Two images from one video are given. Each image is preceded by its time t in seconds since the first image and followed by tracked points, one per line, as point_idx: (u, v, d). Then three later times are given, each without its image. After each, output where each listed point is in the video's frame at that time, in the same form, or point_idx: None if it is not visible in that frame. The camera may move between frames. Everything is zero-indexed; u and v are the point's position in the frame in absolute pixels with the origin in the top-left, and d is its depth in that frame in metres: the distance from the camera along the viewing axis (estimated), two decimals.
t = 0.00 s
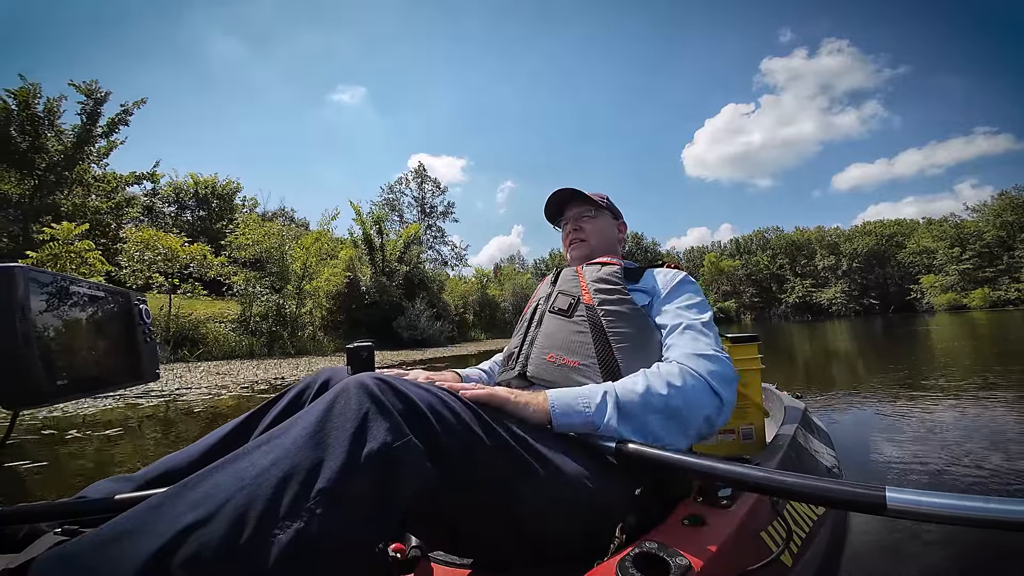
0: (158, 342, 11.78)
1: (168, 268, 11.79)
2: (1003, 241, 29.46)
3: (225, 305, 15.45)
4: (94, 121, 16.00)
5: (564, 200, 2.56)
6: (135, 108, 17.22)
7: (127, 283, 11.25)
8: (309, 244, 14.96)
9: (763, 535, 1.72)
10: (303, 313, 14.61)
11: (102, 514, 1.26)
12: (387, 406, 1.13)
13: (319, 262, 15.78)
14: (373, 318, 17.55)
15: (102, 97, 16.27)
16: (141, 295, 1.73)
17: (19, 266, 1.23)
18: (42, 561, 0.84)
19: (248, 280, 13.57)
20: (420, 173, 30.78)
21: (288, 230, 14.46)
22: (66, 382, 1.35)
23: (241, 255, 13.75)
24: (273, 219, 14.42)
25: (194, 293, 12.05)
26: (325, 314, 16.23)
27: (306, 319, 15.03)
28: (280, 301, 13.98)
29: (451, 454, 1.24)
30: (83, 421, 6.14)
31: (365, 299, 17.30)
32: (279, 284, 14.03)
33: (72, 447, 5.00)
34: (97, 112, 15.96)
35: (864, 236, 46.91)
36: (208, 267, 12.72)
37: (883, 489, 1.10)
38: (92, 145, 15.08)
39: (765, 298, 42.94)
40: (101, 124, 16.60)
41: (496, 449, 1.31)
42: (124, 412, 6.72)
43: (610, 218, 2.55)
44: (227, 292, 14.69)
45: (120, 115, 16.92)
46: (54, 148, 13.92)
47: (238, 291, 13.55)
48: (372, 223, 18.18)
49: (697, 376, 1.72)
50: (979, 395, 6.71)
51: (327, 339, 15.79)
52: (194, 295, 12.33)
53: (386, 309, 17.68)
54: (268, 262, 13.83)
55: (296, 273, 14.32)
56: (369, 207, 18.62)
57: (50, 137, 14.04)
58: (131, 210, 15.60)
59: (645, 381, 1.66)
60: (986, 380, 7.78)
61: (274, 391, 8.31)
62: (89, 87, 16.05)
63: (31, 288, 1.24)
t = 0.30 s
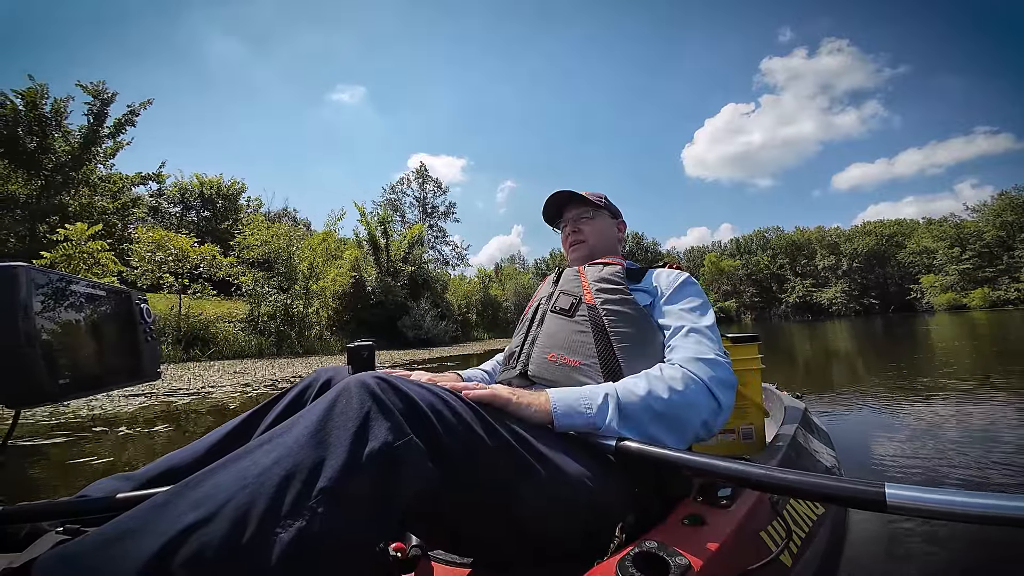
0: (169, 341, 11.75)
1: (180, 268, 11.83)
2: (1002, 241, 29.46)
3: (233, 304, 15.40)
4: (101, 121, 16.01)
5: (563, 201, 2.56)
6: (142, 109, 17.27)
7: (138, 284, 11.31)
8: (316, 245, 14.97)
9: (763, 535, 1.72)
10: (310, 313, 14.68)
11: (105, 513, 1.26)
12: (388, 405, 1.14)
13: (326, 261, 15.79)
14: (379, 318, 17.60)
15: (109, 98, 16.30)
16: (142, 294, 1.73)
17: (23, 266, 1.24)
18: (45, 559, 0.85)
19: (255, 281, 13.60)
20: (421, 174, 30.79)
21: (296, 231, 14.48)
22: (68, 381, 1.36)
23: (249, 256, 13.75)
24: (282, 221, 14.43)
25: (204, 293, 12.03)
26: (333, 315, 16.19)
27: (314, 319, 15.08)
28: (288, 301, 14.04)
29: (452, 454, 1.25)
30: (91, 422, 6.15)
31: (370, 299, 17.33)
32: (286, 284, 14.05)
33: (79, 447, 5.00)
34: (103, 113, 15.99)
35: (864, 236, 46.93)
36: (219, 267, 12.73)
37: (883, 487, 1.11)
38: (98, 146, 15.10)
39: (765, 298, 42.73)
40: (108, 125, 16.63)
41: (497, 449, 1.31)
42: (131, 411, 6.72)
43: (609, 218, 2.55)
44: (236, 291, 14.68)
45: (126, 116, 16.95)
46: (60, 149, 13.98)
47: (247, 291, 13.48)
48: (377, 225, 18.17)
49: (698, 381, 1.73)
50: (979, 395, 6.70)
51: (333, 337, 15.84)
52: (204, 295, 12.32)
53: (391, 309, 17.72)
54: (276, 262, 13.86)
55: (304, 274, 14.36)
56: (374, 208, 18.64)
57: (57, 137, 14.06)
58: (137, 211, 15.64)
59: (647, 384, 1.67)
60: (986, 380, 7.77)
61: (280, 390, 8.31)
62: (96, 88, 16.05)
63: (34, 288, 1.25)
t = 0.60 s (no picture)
0: (180, 340, 11.75)
1: (189, 269, 11.88)
2: (1002, 241, 29.43)
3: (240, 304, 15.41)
4: (107, 122, 16.00)
5: (560, 204, 2.56)
6: (148, 110, 17.27)
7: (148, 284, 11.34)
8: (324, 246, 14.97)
9: (764, 536, 1.72)
10: (317, 313, 14.72)
11: (107, 514, 1.27)
12: (388, 405, 1.14)
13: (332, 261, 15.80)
14: (385, 317, 17.63)
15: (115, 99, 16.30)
16: (142, 295, 1.73)
17: (24, 267, 1.24)
18: (47, 560, 0.85)
19: (262, 281, 13.61)
20: (423, 174, 30.78)
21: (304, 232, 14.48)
22: (69, 382, 1.36)
23: (257, 256, 13.76)
24: (291, 223, 14.41)
25: (214, 293, 11.99)
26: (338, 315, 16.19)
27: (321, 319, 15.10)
28: (296, 301, 14.06)
29: (453, 455, 1.25)
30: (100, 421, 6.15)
31: (375, 299, 17.36)
32: (294, 284, 14.07)
33: (87, 446, 5.01)
34: (109, 113, 16.00)
35: (864, 236, 46.94)
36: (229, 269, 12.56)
37: (883, 487, 1.11)
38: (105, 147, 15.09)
39: (765, 298, 42.71)
40: (115, 126, 16.63)
41: (498, 450, 1.31)
42: (136, 411, 6.72)
43: (607, 219, 2.55)
44: (244, 292, 14.67)
45: (132, 117, 16.93)
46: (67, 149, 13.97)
47: (255, 291, 13.51)
48: (382, 225, 18.19)
49: (697, 381, 1.73)
50: (980, 395, 6.69)
51: (339, 336, 15.85)
52: (214, 295, 12.28)
53: (396, 309, 17.74)
54: (284, 262, 13.88)
55: (311, 275, 14.37)
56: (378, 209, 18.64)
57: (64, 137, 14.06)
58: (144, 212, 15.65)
59: (647, 384, 1.67)
60: (986, 380, 7.74)
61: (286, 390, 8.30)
62: (102, 89, 16.03)
63: (35, 288, 1.25)
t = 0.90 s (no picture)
0: (192, 341, 11.67)
1: (199, 269, 11.94)
2: (1002, 241, 29.45)
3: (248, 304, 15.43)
4: (114, 123, 16.01)
5: (560, 205, 2.56)
6: (154, 110, 17.29)
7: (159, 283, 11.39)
8: (331, 246, 14.98)
9: (767, 536, 1.72)
10: (324, 313, 14.73)
11: (108, 515, 1.27)
12: (389, 407, 1.14)
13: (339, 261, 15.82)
14: (390, 317, 17.65)
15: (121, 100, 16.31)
16: (142, 296, 1.73)
17: (24, 269, 1.24)
18: (49, 562, 0.85)
19: (269, 281, 13.64)
20: (424, 174, 30.76)
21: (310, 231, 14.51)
22: (70, 385, 1.36)
23: (265, 256, 13.78)
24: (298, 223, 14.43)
25: (224, 293, 12.00)
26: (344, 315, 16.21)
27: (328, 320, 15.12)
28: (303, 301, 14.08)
29: (453, 456, 1.24)
30: (109, 421, 6.15)
31: (381, 299, 17.38)
32: (301, 284, 14.09)
33: (97, 446, 4.99)
34: (115, 113, 16.00)
35: (865, 236, 46.91)
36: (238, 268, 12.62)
37: (886, 487, 1.10)
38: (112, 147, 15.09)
39: (765, 298, 42.68)
40: (122, 127, 16.64)
41: (499, 451, 1.31)
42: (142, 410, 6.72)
43: (607, 220, 2.55)
44: (252, 293, 14.68)
45: (139, 118, 16.94)
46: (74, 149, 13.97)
47: (263, 291, 13.56)
48: (387, 226, 18.18)
49: (698, 381, 1.73)
50: (981, 395, 6.66)
51: (344, 335, 15.84)
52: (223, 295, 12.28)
53: (402, 308, 17.77)
54: (293, 263, 13.92)
55: (319, 275, 14.41)
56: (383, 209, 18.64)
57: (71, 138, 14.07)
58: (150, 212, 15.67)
59: (648, 385, 1.67)
60: (988, 380, 7.71)
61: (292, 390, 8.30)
62: (109, 89, 16.02)
63: (37, 289, 1.25)
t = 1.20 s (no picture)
0: (201, 341, 11.63)
1: (207, 269, 11.98)
2: (1002, 241, 29.52)
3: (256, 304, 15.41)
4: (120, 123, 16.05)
5: (560, 205, 2.56)
6: (160, 111, 17.31)
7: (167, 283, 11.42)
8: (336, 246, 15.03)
9: (767, 536, 1.72)
10: (329, 312, 14.74)
11: (108, 514, 1.27)
12: (389, 406, 1.13)
13: (344, 261, 15.85)
14: (394, 317, 17.66)
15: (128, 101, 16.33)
16: (144, 296, 1.73)
17: (24, 268, 1.24)
18: (49, 560, 0.85)
19: (276, 281, 13.65)
20: (426, 174, 30.76)
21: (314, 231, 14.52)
22: (70, 384, 1.36)
23: (271, 256, 13.77)
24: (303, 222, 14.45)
25: (232, 293, 12.02)
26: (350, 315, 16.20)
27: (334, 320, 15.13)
28: (309, 301, 14.09)
29: (453, 456, 1.24)
30: (111, 420, 6.11)
31: (385, 299, 17.39)
32: (307, 284, 14.10)
33: (99, 446, 4.97)
34: (122, 113, 16.02)
35: (865, 236, 46.91)
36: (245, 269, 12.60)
37: (888, 485, 1.10)
38: (118, 147, 15.12)
39: (765, 298, 42.66)
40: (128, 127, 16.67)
41: (499, 450, 1.31)
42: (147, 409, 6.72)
43: (607, 220, 2.55)
44: (260, 294, 14.67)
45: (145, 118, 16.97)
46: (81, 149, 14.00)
47: (270, 291, 13.58)
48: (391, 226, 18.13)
49: (698, 380, 1.73)
50: (983, 395, 6.64)
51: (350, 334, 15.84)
52: (231, 295, 12.30)
53: (406, 308, 17.78)
54: (299, 263, 13.93)
55: (324, 275, 14.44)
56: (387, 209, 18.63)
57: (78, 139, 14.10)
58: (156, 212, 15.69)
59: (648, 384, 1.67)
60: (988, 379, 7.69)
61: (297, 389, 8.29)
62: (115, 90, 16.04)
63: (36, 288, 1.24)
